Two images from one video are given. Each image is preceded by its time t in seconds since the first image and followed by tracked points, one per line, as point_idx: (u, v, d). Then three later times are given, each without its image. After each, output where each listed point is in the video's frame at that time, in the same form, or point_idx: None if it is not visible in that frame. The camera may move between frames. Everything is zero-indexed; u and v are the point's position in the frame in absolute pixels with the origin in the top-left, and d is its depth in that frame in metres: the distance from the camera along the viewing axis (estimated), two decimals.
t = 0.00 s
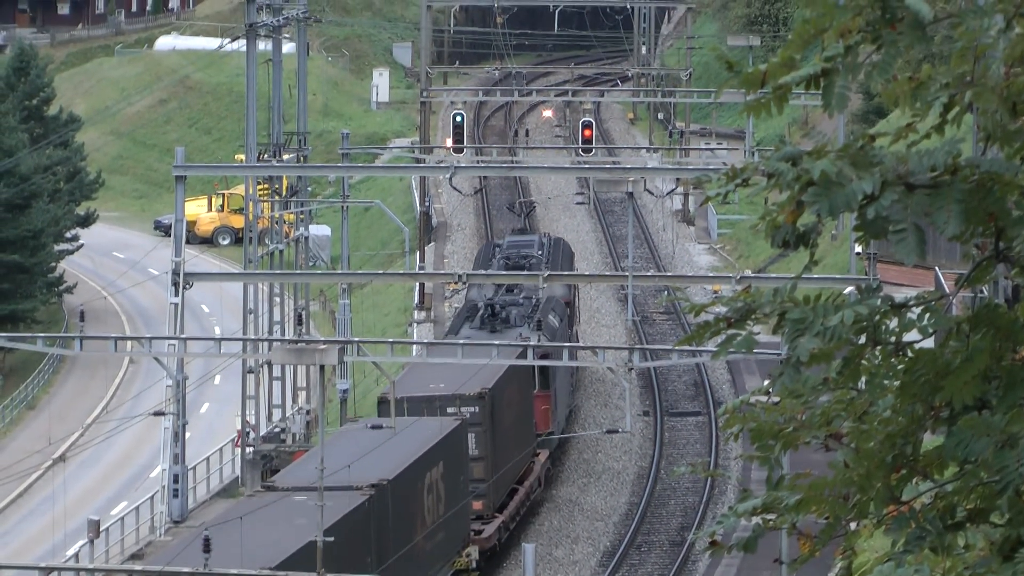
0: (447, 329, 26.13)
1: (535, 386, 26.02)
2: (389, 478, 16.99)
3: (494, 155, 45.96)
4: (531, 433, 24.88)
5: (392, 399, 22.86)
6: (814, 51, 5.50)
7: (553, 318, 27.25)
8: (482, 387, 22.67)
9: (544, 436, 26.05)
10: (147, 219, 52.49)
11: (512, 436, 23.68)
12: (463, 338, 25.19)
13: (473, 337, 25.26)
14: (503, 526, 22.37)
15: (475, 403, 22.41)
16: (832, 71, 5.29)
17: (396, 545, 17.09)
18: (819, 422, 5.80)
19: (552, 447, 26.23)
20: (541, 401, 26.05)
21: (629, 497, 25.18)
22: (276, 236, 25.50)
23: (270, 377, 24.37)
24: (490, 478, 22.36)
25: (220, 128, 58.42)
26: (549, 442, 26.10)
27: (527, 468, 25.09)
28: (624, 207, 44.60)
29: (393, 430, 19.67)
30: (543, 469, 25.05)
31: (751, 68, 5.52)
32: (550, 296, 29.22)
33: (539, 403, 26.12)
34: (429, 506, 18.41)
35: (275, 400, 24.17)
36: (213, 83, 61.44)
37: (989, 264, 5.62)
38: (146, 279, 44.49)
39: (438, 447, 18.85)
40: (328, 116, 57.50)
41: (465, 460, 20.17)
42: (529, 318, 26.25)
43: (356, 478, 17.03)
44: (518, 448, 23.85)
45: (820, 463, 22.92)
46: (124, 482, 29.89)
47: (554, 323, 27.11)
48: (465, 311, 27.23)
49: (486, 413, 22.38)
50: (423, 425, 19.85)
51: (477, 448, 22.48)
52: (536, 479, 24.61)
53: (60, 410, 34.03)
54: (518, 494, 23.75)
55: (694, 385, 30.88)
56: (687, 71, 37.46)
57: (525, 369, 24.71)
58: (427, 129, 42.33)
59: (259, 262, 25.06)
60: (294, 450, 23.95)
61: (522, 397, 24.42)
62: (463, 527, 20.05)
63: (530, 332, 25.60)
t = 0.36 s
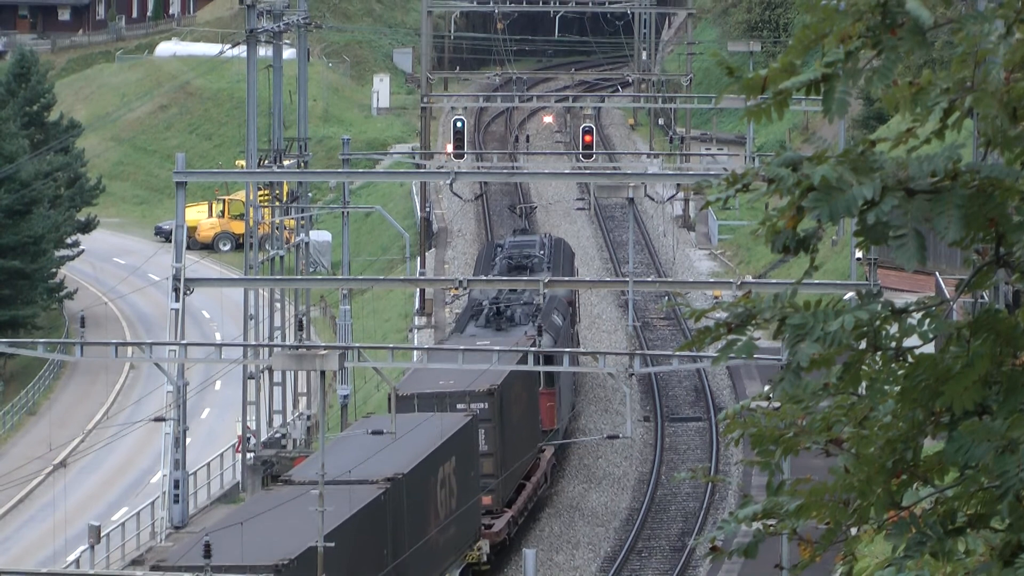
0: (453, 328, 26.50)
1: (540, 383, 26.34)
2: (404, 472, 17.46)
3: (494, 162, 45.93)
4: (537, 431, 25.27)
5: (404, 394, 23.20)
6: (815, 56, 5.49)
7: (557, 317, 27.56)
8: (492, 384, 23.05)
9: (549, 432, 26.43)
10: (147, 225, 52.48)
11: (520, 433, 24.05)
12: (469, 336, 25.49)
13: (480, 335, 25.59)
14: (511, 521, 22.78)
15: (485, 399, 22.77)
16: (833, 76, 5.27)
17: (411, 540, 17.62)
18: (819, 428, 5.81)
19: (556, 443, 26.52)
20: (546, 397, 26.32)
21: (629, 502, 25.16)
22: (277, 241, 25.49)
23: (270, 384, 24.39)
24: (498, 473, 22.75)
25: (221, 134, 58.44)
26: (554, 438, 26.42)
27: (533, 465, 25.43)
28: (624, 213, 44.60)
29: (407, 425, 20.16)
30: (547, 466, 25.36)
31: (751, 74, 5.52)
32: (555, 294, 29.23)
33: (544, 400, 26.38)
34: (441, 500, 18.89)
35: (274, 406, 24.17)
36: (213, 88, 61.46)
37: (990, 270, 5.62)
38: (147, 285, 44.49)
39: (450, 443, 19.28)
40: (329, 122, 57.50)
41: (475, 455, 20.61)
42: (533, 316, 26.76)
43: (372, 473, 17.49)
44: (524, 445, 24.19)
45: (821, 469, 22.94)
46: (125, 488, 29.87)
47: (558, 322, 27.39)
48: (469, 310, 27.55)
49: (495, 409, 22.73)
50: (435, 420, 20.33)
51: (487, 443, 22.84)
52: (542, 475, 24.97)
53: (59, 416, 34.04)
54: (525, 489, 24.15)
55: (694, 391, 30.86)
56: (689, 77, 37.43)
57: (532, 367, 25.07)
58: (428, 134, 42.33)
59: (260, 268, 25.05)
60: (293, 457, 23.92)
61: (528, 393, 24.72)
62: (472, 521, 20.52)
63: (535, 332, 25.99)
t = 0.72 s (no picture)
0: (455, 325, 26.86)
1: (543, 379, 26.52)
2: (415, 464, 17.98)
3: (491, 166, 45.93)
4: (539, 428, 25.56)
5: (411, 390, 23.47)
6: (812, 59, 5.50)
7: (557, 313, 27.65)
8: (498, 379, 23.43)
9: (551, 426, 27.04)
10: (145, 228, 52.43)
11: (525, 427, 24.45)
12: (472, 333, 25.84)
13: (483, 331, 25.93)
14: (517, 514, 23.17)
15: (491, 393, 23.15)
16: (831, 79, 5.27)
17: (424, 531, 18.16)
18: (817, 431, 5.80)
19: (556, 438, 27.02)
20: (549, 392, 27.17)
21: (627, 505, 25.16)
22: (275, 244, 25.52)
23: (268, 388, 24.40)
24: (505, 466, 23.14)
25: (219, 138, 58.45)
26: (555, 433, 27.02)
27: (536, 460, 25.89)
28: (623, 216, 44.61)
29: (419, 420, 20.67)
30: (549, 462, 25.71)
31: (749, 77, 5.52)
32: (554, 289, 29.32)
33: (546, 395, 27.22)
34: (451, 492, 19.41)
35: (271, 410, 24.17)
36: (211, 91, 61.45)
37: (988, 273, 5.63)
38: (145, 288, 44.50)
39: (458, 436, 19.75)
40: (326, 125, 57.50)
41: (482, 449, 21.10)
42: (534, 313, 27.01)
43: (385, 464, 18.00)
44: (528, 439, 24.58)
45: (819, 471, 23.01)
46: (123, 491, 29.87)
47: (559, 319, 27.43)
48: (470, 307, 27.91)
49: (502, 404, 23.09)
50: (443, 414, 20.76)
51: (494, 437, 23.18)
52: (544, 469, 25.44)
53: (57, 419, 34.05)
54: (529, 483, 24.64)
55: (692, 394, 30.87)
56: (686, 81, 37.43)
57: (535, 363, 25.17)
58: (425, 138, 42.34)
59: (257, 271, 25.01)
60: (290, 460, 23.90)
61: (531, 389, 24.99)
62: (481, 512, 20.96)
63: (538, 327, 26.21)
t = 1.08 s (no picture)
0: (461, 320, 27.09)
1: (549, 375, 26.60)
2: (430, 457, 18.47)
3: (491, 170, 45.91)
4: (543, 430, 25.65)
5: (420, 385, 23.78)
6: (813, 62, 5.49)
7: (561, 311, 27.72)
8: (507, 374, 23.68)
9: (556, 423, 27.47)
10: (146, 233, 52.43)
11: (532, 423, 24.83)
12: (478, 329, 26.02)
13: (488, 328, 26.07)
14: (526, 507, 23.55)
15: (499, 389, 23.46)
16: (831, 84, 5.28)
17: (437, 524, 18.65)
18: (818, 435, 5.80)
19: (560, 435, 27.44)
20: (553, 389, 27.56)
21: (628, 510, 25.13)
22: (276, 248, 25.54)
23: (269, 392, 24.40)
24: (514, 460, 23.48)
25: (220, 142, 58.46)
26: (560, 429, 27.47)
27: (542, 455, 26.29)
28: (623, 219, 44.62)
29: (431, 415, 21.09)
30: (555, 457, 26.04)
31: (749, 81, 5.50)
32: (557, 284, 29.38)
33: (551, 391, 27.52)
34: (463, 485, 19.87)
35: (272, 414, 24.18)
36: (212, 96, 61.47)
37: (988, 276, 5.62)
38: (146, 293, 44.53)
39: (470, 431, 20.19)
40: (327, 129, 57.52)
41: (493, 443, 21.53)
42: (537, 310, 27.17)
43: (400, 457, 18.50)
44: (535, 434, 24.94)
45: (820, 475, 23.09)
46: (124, 495, 29.91)
47: (563, 316, 27.57)
48: (475, 304, 28.15)
49: (510, 399, 23.44)
50: (453, 410, 21.19)
51: (504, 431, 23.51)
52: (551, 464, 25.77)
53: (59, 423, 34.07)
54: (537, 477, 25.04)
55: (693, 399, 30.87)
56: (687, 86, 37.43)
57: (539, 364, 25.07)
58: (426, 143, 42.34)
59: (258, 275, 25.01)
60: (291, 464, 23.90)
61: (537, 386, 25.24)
62: (491, 505, 21.39)
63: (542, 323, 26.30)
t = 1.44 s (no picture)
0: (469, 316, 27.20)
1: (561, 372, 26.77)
2: (446, 449, 18.60)
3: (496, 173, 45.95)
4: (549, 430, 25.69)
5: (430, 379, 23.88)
6: (818, 65, 5.49)
7: (568, 306, 27.92)
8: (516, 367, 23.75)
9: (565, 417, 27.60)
10: (151, 234, 52.49)
11: (542, 416, 24.91)
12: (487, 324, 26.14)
13: (497, 323, 26.20)
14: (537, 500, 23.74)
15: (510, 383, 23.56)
16: (836, 86, 5.25)
17: (455, 516, 18.77)
18: (823, 438, 5.79)
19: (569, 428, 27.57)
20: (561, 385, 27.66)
21: (632, 512, 25.12)
22: (282, 249, 25.57)
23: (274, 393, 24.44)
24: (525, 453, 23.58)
25: (224, 144, 58.54)
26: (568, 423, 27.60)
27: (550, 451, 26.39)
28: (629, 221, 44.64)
29: (443, 412, 21.18)
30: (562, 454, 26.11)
31: (754, 84, 5.50)
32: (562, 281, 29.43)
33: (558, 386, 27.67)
34: (478, 476, 19.99)
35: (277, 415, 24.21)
36: (216, 98, 61.56)
37: (993, 279, 5.59)
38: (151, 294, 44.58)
39: (483, 423, 20.30)
40: (332, 131, 57.57)
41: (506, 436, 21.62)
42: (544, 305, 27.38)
43: (415, 450, 18.62)
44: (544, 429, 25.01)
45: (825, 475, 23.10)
46: (128, 496, 29.92)
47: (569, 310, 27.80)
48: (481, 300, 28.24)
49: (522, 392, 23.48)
50: (464, 405, 21.32)
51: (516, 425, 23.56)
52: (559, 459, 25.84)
53: (63, 424, 34.11)
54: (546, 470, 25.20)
55: (697, 401, 30.89)
56: (692, 89, 37.49)
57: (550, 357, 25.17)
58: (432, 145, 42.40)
59: (263, 276, 25.04)
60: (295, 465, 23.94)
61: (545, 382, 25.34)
62: (505, 497, 21.50)
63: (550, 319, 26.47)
